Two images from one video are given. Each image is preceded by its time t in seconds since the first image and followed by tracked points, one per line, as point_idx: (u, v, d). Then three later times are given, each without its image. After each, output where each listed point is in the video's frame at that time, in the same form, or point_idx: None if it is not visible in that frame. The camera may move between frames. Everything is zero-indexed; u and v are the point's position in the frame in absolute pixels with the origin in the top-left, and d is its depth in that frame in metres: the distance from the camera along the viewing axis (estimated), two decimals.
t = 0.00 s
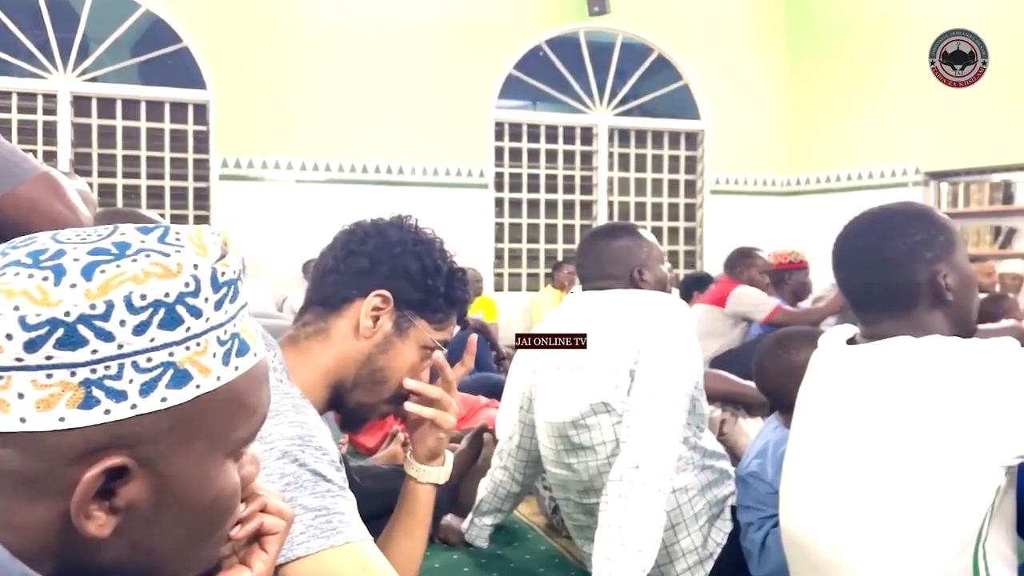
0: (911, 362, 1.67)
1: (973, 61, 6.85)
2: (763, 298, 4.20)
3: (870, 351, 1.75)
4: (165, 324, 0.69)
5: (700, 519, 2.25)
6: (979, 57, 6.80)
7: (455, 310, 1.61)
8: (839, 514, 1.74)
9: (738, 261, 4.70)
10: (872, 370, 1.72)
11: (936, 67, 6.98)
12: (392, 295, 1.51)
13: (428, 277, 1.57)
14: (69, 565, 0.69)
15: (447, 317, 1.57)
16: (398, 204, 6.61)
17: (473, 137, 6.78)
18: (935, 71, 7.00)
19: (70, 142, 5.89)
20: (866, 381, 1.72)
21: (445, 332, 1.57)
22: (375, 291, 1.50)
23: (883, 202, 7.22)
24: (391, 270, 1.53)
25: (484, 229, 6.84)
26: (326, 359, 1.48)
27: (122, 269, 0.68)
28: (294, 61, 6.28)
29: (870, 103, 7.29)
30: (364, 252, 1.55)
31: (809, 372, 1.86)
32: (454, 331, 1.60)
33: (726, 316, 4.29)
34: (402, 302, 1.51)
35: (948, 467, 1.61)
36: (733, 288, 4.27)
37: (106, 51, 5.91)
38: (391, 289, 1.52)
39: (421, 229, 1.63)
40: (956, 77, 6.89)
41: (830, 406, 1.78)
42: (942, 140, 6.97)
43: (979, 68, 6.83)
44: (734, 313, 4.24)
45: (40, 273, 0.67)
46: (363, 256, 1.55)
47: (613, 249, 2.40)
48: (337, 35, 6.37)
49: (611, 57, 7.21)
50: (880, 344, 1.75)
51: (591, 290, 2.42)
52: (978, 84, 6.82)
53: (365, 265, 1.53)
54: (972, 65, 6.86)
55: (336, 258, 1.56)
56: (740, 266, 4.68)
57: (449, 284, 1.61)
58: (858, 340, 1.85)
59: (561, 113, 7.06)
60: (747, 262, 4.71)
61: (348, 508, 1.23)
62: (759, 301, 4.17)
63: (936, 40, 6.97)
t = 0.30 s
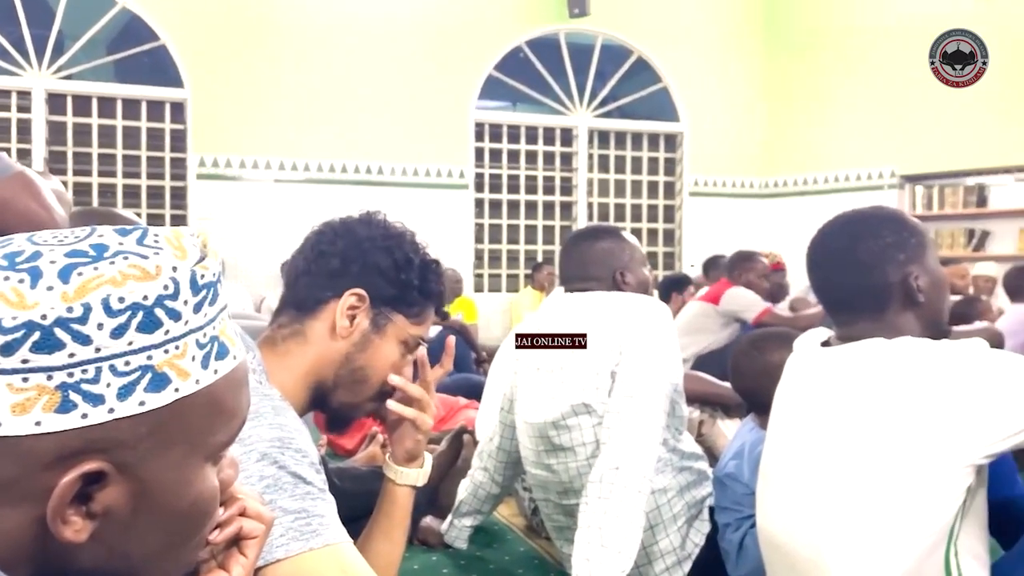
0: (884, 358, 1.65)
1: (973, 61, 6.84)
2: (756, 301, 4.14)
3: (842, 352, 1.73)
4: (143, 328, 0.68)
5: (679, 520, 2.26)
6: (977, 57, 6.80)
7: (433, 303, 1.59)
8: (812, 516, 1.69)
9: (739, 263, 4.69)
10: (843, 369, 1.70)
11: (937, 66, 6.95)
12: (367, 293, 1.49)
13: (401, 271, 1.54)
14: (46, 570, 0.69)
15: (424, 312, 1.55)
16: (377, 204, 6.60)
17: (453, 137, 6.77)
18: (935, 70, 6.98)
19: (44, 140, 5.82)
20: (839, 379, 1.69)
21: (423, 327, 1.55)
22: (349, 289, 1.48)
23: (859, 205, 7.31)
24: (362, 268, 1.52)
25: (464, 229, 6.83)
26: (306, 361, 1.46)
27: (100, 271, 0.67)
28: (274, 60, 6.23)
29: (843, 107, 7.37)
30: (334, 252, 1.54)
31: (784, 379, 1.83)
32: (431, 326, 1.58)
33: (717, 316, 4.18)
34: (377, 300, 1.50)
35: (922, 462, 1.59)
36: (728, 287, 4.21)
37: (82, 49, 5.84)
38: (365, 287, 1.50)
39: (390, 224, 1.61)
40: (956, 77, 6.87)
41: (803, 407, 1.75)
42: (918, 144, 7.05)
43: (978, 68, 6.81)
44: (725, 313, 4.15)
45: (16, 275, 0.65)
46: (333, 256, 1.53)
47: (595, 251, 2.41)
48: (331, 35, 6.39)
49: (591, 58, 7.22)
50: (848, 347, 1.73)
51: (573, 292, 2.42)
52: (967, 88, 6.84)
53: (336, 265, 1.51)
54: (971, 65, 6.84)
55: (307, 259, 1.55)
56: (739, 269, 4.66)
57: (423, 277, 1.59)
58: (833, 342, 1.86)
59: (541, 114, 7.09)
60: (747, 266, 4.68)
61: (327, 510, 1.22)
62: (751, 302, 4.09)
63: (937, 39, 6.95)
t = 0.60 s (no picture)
0: (868, 359, 1.65)
1: (973, 60, 6.81)
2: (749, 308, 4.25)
3: (826, 355, 1.72)
4: (130, 333, 0.67)
5: (664, 522, 2.27)
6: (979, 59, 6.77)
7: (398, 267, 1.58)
8: (795, 516, 1.70)
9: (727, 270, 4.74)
10: (828, 369, 1.69)
11: (937, 66, 6.94)
12: (340, 288, 1.47)
13: (361, 252, 1.52)
14: None
15: (394, 280, 1.54)
16: (363, 205, 6.58)
17: (440, 139, 6.77)
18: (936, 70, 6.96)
19: (27, 139, 5.75)
20: (822, 380, 1.70)
21: (397, 295, 1.54)
22: (322, 288, 1.46)
23: (842, 208, 7.38)
24: (323, 266, 1.48)
25: (450, 231, 6.83)
26: (297, 367, 1.46)
27: (87, 276, 0.66)
28: (260, 61, 6.21)
29: (829, 110, 7.46)
30: (288, 259, 1.48)
31: (770, 377, 1.85)
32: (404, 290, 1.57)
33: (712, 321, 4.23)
34: (351, 289, 1.48)
35: (900, 463, 1.60)
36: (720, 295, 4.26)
37: (66, 48, 5.78)
38: (336, 283, 1.47)
39: (333, 204, 1.56)
40: (956, 76, 6.84)
41: (787, 408, 1.76)
42: (903, 149, 7.09)
43: (978, 67, 6.77)
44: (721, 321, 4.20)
45: (1, 280, 0.64)
46: (289, 263, 1.48)
47: (583, 254, 2.41)
48: (332, 36, 6.42)
49: (578, 61, 7.24)
50: (836, 348, 1.73)
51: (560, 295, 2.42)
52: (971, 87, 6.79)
53: (298, 271, 1.47)
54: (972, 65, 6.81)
55: (262, 272, 1.50)
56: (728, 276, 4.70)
57: (382, 248, 1.56)
58: (816, 346, 1.86)
59: (527, 117, 7.11)
60: (734, 273, 4.74)
61: (316, 514, 1.22)
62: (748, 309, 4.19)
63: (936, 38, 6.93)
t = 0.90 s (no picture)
0: (846, 363, 1.67)
1: (973, 60, 6.70)
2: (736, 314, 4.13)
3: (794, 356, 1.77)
4: (115, 338, 0.65)
5: (646, 524, 2.29)
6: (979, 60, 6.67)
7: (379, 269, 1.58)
8: (777, 517, 1.72)
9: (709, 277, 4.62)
10: (810, 372, 1.71)
11: (936, 66, 6.86)
12: (320, 289, 1.48)
13: (341, 252, 1.54)
14: None
15: (377, 281, 1.55)
16: (347, 207, 6.58)
17: (425, 141, 6.77)
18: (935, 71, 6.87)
19: (8, 140, 5.68)
20: (802, 385, 1.72)
21: (379, 296, 1.54)
22: (302, 288, 1.47)
23: (822, 212, 7.45)
24: (303, 266, 1.49)
25: (433, 233, 6.85)
26: (278, 367, 1.46)
27: (71, 281, 0.64)
28: (243, 62, 6.19)
29: (812, 112, 7.50)
30: (267, 261, 1.49)
31: (752, 381, 1.87)
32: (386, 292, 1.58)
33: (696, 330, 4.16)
34: (331, 289, 1.49)
35: (880, 465, 1.61)
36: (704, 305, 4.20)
37: (48, 48, 5.73)
38: (317, 283, 1.48)
39: (309, 207, 1.59)
40: (955, 77, 6.76)
41: (770, 412, 1.78)
42: (889, 153, 7.12)
43: (978, 68, 6.68)
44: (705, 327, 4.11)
45: None
46: (270, 264, 1.49)
47: (568, 258, 2.43)
48: (335, 35, 6.47)
49: (561, 65, 7.28)
50: (816, 351, 1.76)
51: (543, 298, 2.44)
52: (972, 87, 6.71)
53: (279, 271, 1.47)
54: (971, 66, 6.71)
55: (241, 275, 1.50)
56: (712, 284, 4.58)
57: (361, 249, 1.58)
58: (797, 349, 1.88)
59: (511, 121, 7.14)
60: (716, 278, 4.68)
61: (295, 519, 1.22)
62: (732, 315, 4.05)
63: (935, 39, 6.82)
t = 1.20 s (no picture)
0: (839, 363, 1.67)
1: (973, 60, 6.74)
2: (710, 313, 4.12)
3: (792, 359, 1.75)
4: (102, 341, 0.64)
5: (634, 524, 2.29)
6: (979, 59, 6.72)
7: (374, 277, 1.58)
8: (770, 516, 1.72)
9: (680, 279, 4.58)
10: (804, 373, 1.71)
11: (936, 66, 6.86)
12: (315, 292, 1.46)
13: (338, 258, 1.53)
14: None
15: (370, 289, 1.54)
16: (334, 207, 6.56)
17: (413, 142, 6.76)
18: (935, 70, 6.87)
19: None
20: (794, 387, 1.72)
21: (372, 304, 1.54)
22: (297, 291, 1.45)
23: (807, 213, 7.48)
24: (300, 269, 1.48)
25: (421, 234, 6.84)
26: (270, 369, 1.44)
27: (57, 285, 0.64)
28: (230, 62, 6.16)
29: (799, 113, 7.52)
30: (266, 262, 1.48)
31: (738, 383, 1.88)
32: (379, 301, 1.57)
33: (672, 333, 4.15)
34: (325, 294, 1.47)
35: (872, 465, 1.61)
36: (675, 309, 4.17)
37: (31, 48, 5.68)
38: (311, 286, 1.47)
39: (309, 215, 1.58)
40: (956, 76, 6.77)
41: (760, 413, 1.78)
42: (878, 153, 7.15)
43: (978, 67, 6.72)
44: (679, 330, 4.09)
45: None
46: (267, 265, 1.48)
47: (555, 259, 2.43)
48: (311, 36, 6.42)
49: (548, 66, 7.29)
50: (805, 352, 1.76)
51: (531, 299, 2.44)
52: (973, 88, 6.72)
53: (276, 273, 1.46)
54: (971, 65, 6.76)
55: (240, 274, 1.49)
56: (682, 285, 4.55)
57: (358, 257, 1.57)
58: (784, 350, 1.89)
59: (499, 121, 7.15)
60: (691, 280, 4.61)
61: (286, 521, 1.21)
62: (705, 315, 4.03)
63: (935, 38, 6.84)
